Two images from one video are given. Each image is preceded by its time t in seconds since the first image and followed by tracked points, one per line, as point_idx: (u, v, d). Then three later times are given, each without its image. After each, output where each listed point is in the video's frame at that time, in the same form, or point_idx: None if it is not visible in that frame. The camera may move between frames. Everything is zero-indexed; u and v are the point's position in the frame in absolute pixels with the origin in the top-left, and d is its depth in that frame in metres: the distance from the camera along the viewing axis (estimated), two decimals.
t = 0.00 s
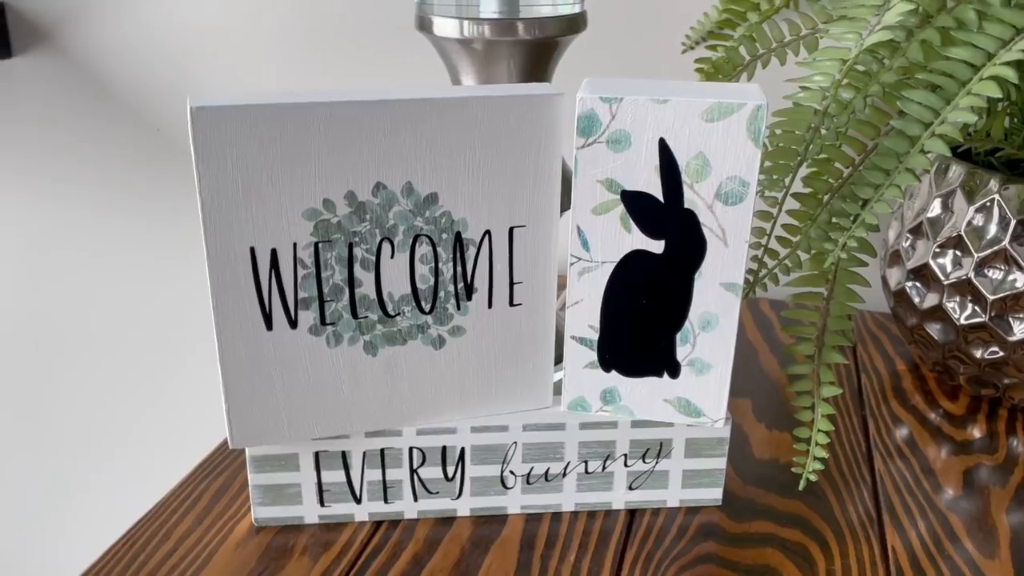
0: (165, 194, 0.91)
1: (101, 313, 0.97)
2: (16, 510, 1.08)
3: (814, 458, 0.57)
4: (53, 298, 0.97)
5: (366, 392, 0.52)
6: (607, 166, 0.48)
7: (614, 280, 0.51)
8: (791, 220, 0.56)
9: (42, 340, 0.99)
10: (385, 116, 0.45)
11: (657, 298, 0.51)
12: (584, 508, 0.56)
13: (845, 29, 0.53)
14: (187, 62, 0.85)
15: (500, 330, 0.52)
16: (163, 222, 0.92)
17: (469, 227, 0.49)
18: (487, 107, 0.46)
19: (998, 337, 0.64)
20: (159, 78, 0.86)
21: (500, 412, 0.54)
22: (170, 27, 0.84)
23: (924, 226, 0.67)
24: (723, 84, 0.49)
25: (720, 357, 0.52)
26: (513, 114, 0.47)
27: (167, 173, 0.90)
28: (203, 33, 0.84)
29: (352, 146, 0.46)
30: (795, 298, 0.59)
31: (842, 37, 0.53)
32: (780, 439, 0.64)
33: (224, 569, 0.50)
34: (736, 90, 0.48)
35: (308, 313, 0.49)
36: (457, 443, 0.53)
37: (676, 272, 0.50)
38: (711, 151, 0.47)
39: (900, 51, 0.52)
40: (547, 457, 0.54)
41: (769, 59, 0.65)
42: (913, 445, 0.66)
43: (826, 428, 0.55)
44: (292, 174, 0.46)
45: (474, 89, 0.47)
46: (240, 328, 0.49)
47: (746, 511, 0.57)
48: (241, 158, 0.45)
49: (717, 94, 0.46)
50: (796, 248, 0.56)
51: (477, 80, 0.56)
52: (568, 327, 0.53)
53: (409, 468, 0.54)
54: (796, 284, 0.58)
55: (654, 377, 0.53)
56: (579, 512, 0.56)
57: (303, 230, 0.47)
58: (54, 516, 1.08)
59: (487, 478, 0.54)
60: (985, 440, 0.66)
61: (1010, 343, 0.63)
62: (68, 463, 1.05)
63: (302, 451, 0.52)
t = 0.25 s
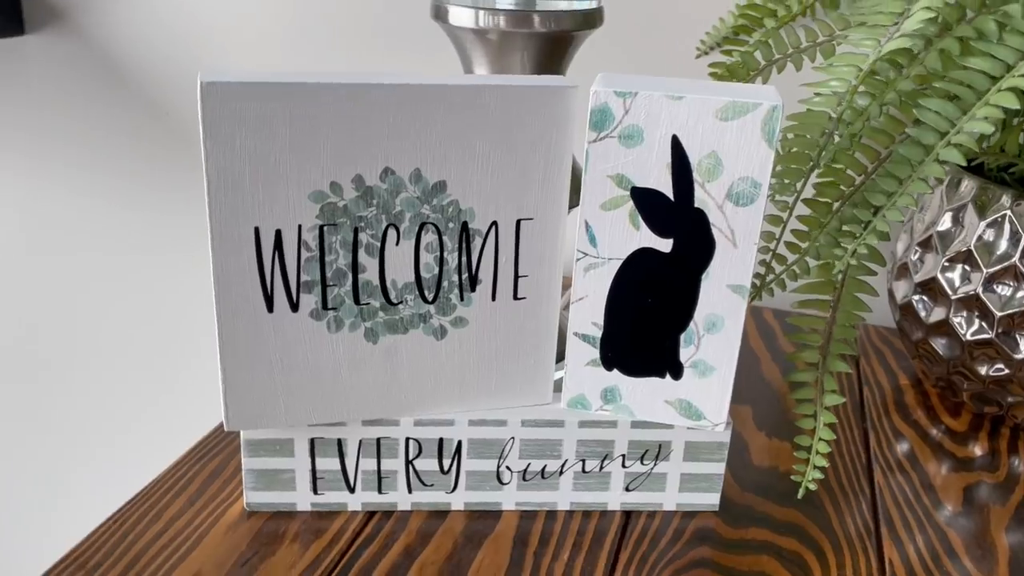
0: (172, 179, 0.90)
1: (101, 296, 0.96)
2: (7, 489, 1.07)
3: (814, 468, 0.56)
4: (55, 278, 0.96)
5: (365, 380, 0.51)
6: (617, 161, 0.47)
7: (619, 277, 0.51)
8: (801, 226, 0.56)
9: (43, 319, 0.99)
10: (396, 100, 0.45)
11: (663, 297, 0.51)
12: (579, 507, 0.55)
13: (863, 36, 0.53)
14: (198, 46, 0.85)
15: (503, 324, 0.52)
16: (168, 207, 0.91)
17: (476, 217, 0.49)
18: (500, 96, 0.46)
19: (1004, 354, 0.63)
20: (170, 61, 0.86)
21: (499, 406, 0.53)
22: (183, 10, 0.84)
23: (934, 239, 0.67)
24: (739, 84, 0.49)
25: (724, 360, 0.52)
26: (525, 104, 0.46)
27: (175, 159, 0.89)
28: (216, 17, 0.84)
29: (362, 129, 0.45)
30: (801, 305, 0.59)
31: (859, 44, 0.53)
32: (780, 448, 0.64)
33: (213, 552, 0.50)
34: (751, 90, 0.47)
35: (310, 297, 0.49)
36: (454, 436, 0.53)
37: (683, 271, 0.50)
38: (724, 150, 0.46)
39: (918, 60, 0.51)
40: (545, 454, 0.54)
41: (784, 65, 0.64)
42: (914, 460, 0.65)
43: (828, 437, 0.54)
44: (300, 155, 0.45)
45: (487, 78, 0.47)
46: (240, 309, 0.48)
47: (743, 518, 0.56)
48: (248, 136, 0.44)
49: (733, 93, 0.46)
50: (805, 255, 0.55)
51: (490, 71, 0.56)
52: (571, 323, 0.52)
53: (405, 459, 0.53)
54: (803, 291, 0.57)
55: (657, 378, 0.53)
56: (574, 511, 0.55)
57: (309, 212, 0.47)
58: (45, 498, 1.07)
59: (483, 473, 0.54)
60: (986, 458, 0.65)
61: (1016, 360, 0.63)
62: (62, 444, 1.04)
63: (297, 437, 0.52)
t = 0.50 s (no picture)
0: (177, 168, 0.89)
1: (101, 280, 0.95)
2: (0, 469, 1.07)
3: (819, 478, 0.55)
4: (56, 261, 0.96)
5: (364, 369, 0.50)
6: (631, 155, 0.46)
7: (628, 274, 0.49)
8: (814, 231, 0.55)
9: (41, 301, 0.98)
10: (407, 84, 0.44)
11: (672, 296, 0.49)
12: (578, 510, 0.54)
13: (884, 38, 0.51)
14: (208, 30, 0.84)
15: (507, 318, 0.51)
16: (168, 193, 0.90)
17: (484, 208, 0.48)
18: (513, 84, 0.45)
19: (1016, 370, 0.62)
20: (179, 44, 0.85)
21: (500, 402, 0.52)
22: None
23: (948, 251, 0.65)
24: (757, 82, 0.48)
25: (731, 364, 0.51)
26: (539, 93, 0.45)
27: (176, 144, 0.88)
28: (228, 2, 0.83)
29: (371, 112, 0.44)
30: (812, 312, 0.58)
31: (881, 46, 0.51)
32: (784, 457, 0.63)
33: (202, 540, 0.49)
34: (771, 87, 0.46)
35: (311, 282, 0.47)
36: (453, 431, 0.52)
37: (693, 270, 0.49)
38: (741, 148, 0.45)
39: (941, 65, 0.50)
40: (545, 454, 0.53)
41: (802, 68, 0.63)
42: (920, 476, 0.64)
43: (835, 447, 0.53)
44: (306, 136, 0.44)
45: (501, 65, 0.46)
46: (240, 291, 0.47)
47: (744, 527, 0.55)
48: (255, 114, 0.43)
49: (752, 89, 0.45)
50: (818, 260, 0.54)
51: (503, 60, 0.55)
52: (576, 320, 0.51)
53: (401, 453, 0.52)
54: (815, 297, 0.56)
55: (662, 380, 0.51)
56: (573, 513, 0.54)
57: (313, 195, 0.46)
58: (38, 482, 1.06)
59: (481, 470, 0.53)
60: (993, 476, 0.64)
61: None
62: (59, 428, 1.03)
63: (292, 426, 0.51)
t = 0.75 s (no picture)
0: (174, 154, 0.87)
1: (93, 269, 0.93)
2: None
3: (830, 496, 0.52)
4: (48, 248, 0.94)
5: (358, 365, 0.48)
6: (643, 150, 0.44)
7: (637, 275, 0.47)
8: (831, 236, 0.53)
9: (39, 292, 0.96)
10: (412, 67, 0.42)
11: (682, 299, 0.47)
12: (577, 520, 0.52)
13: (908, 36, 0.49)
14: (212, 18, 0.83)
15: (509, 317, 0.48)
16: (169, 184, 0.88)
17: (488, 200, 0.46)
18: (523, 70, 0.43)
19: None
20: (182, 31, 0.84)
21: (499, 405, 0.50)
22: None
23: (967, 262, 0.63)
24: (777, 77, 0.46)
25: (742, 372, 0.48)
26: (550, 81, 0.43)
27: (179, 133, 0.86)
28: None
29: (373, 95, 0.42)
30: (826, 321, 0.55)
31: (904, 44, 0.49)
32: (793, 471, 0.60)
33: (182, 540, 0.46)
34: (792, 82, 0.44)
35: (305, 273, 0.45)
36: (449, 433, 0.49)
37: (706, 272, 0.46)
38: (759, 145, 0.43)
39: (969, 66, 0.48)
40: (544, 460, 0.50)
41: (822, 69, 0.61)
42: (933, 495, 0.61)
43: (848, 462, 0.51)
44: (304, 118, 0.42)
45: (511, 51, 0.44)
46: (230, 280, 0.45)
47: (750, 543, 0.52)
48: (251, 93, 0.41)
49: (773, 82, 0.43)
50: (835, 267, 0.52)
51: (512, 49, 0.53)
52: (581, 321, 0.49)
53: (394, 455, 0.50)
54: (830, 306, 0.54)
55: (669, 386, 0.49)
56: (572, 524, 0.52)
57: (310, 181, 0.44)
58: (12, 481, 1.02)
59: (477, 475, 0.50)
60: (1008, 498, 0.62)
61: None
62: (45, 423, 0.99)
63: (281, 423, 0.49)
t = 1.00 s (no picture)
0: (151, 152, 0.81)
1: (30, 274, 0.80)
2: None
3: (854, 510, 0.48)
4: None
5: (347, 371, 0.44)
6: (653, 138, 0.41)
7: (647, 272, 0.44)
8: (851, 231, 0.49)
9: None
10: (403, 47, 0.39)
11: (696, 298, 0.44)
12: (582, 536, 0.48)
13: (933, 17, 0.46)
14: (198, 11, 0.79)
15: (509, 319, 0.45)
16: (144, 184, 0.81)
17: (486, 193, 0.42)
18: (523, 51, 0.39)
19: None
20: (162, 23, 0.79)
21: (499, 413, 0.47)
22: None
23: (992, 260, 0.60)
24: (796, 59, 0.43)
25: (760, 376, 0.45)
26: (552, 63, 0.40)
27: (160, 130, 0.80)
28: None
29: (362, 79, 0.39)
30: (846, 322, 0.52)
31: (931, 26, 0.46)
32: (810, 480, 0.57)
33: (158, 560, 0.43)
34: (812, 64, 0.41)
35: (289, 272, 0.42)
36: (445, 444, 0.46)
37: (721, 269, 0.43)
38: (779, 131, 0.40)
39: (1000, 48, 0.45)
40: (547, 472, 0.47)
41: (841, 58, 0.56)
42: (957, 505, 0.58)
43: (873, 473, 0.47)
44: (287, 103, 0.39)
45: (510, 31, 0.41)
46: (208, 279, 0.42)
47: (767, 559, 0.49)
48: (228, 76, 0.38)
49: (792, 64, 0.40)
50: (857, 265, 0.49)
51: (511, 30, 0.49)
52: (585, 324, 0.46)
53: (386, 468, 0.46)
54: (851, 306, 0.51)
55: (681, 393, 0.46)
56: (577, 540, 0.48)
57: (293, 172, 0.40)
58: None
59: (475, 489, 0.47)
60: None
61: None
62: None
63: (264, 434, 0.45)
